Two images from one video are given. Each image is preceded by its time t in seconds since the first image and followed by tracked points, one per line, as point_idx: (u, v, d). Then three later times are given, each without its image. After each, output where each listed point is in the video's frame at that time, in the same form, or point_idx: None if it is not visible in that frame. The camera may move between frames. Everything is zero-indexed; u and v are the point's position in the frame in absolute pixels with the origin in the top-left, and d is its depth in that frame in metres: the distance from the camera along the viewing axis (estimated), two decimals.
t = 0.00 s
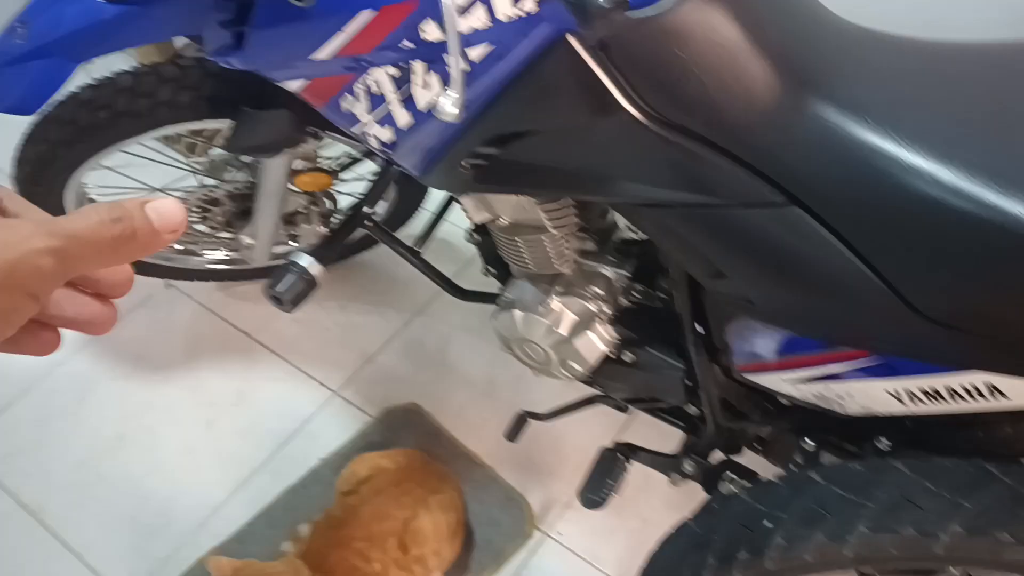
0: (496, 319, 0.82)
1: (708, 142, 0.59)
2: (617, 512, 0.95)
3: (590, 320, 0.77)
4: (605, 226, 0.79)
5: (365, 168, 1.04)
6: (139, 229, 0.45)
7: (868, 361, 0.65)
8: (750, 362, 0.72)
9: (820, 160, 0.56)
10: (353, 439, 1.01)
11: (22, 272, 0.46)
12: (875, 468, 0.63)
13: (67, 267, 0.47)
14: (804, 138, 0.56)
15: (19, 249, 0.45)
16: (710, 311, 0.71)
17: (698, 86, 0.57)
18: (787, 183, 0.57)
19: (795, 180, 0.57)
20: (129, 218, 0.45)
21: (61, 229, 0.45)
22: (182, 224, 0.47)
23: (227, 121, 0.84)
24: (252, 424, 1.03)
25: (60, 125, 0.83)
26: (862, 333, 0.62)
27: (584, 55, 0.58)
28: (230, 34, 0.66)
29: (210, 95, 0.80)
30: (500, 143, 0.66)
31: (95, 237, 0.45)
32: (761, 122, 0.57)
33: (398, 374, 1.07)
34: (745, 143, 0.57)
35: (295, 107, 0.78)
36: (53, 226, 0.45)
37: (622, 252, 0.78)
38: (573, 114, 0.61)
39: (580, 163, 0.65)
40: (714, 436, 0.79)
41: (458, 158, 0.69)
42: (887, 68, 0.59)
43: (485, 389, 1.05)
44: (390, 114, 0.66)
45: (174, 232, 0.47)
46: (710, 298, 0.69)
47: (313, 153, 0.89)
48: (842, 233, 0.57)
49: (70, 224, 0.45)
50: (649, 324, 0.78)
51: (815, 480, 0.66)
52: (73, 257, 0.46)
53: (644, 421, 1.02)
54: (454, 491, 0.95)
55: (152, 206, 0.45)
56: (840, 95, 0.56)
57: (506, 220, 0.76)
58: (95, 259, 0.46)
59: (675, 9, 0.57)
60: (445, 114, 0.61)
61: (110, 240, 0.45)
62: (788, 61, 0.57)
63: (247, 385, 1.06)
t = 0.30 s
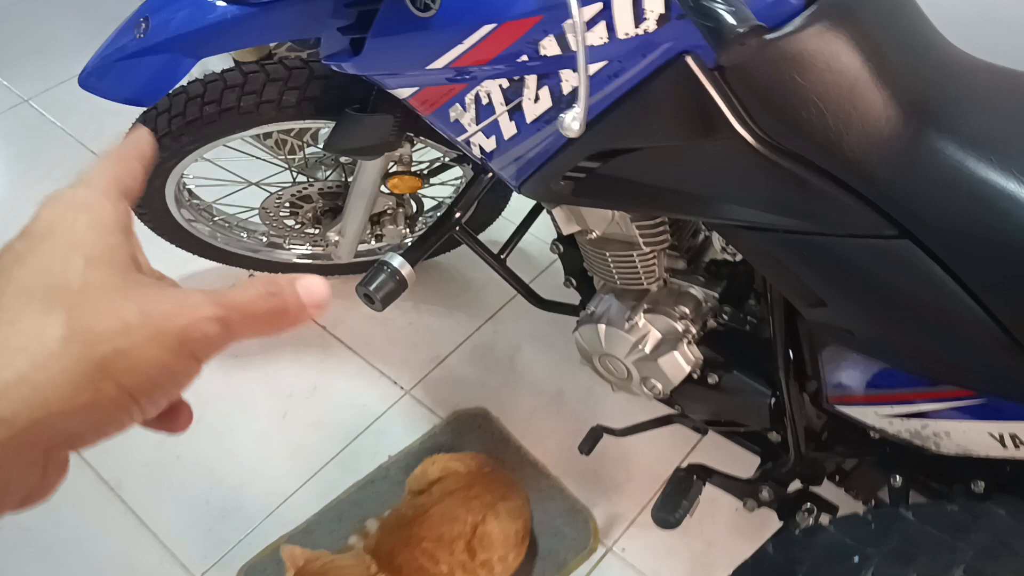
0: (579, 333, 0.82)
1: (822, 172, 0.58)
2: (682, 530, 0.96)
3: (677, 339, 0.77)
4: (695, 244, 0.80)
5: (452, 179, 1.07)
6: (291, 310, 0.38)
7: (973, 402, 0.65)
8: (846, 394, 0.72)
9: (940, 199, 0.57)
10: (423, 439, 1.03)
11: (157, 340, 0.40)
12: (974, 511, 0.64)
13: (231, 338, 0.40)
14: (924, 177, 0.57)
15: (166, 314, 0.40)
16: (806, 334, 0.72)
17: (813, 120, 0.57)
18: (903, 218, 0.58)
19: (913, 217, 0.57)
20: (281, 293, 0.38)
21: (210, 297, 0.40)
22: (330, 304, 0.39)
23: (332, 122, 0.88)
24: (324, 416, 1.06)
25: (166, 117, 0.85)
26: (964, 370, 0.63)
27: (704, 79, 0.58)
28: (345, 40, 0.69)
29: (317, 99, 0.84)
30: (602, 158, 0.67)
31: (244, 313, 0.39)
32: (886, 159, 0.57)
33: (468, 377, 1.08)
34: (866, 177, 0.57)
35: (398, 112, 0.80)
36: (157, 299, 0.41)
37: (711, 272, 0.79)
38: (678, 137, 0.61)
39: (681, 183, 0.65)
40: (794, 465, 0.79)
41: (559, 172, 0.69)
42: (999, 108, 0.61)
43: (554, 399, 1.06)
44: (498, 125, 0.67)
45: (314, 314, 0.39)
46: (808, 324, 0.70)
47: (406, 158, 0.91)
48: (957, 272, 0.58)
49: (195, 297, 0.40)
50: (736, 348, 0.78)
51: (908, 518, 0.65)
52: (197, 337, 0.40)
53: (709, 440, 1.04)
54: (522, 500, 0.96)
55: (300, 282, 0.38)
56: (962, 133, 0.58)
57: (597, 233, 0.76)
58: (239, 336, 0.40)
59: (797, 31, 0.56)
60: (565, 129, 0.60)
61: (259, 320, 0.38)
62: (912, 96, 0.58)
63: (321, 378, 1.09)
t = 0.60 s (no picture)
0: (647, 356, 0.82)
1: (926, 213, 0.58)
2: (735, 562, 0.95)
3: (750, 370, 0.76)
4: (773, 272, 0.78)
5: (521, 191, 1.07)
6: (458, 421, 0.39)
7: None
8: (933, 442, 0.69)
9: None
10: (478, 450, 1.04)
11: (328, 450, 0.39)
12: None
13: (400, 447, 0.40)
14: None
15: (337, 420, 0.39)
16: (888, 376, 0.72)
17: (919, 161, 0.56)
18: (1005, 262, 0.58)
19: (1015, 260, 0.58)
20: (452, 404, 0.39)
21: (381, 400, 0.40)
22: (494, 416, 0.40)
23: (411, 130, 0.88)
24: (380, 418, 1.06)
25: (254, 116, 0.87)
26: None
27: (807, 107, 0.56)
28: (439, 50, 0.68)
29: (399, 104, 0.84)
30: (693, 180, 0.65)
31: (417, 421, 0.39)
32: (989, 199, 0.57)
33: (524, 390, 1.08)
34: (968, 219, 0.57)
35: (480, 122, 0.80)
36: (333, 402, 0.39)
37: (788, 302, 0.77)
38: (774, 163, 0.60)
39: (773, 212, 0.64)
40: (864, 504, 0.77)
41: (644, 192, 0.68)
42: None
43: (609, 419, 1.06)
44: (587, 140, 0.67)
45: (483, 422, 0.40)
46: (891, 366, 0.70)
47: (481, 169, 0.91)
48: None
49: (370, 404, 0.39)
50: (811, 382, 0.78)
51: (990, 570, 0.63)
52: (366, 441, 0.39)
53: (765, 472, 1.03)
54: (575, 518, 0.95)
55: (469, 394, 0.39)
56: None
57: (675, 256, 0.75)
58: (400, 443, 0.40)
59: (910, 65, 0.54)
60: (670, 152, 0.53)
61: (432, 429, 0.39)
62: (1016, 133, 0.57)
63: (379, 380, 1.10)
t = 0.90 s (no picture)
0: (687, 374, 0.83)
1: (984, 241, 0.57)
2: None
3: (792, 392, 0.77)
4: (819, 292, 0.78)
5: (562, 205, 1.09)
6: (510, 465, 0.39)
7: None
8: (978, 473, 0.68)
9: None
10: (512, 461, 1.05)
11: (393, 493, 0.37)
12: None
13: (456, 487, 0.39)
14: None
15: (401, 465, 0.36)
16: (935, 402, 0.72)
17: (980, 186, 0.54)
18: None
19: None
20: (505, 448, 0.39)
21: (438, 442, 0.38)
22: (542, 458, 0.40)
23: (459, 141, 0.89)
24: (415, 424, 1.09)
25: (306, 123, 0.89)
26: None
27: (865, 131, 0.57)
28: (494, 64, 0.68)
29: (449, 116, 0.85)
30: (744, 202, 0.66)
31: (474, 464, 0.38)
32: None
33: (558, 403, 1.10)
34: None
35: (529, 135, 0.80)
36: (396, 448, 0.37)
37: (832, 325, 0.79)
38: (827, 187, 0.60)
39: (825, 235, 0.63)
40: (904, 531, 0.76)
41: (694, 211, 0.69)
42: None
43: (643, 433, 1.07)
44: (638, 156, 0.67)
45: (531, 464, 0.40)
46: (941, 391, 0.70)
47: (526, 182, 0.92)
48: None
49: (427, 446, 0.37)
50: (854, 406, 0.78)
51: None
52: (425, 486, 0.37)
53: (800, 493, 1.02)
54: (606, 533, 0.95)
55: (522, 435, 0.39)
56: None
57: (719, 276, 0.75)
58: (456, 486, 0.39)
59: (970, 94, 0.54)
60: (733, 173, 0.54)
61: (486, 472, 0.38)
62: None
63: (415, 386, 1.12)
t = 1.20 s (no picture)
0: (702, 385, 0.83)
1: (1004, 253, 0.57)
2: None
3: (807, 404, 0.76)
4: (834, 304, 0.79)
5: (575, 215, 1.09)
6: (540, 483, 0.39)
7: None
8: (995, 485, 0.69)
9: None
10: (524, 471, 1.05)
11: (439, 511, 0.36)
12: None
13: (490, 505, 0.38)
14: None
15: (446, 483, 0.36)
16: (954, 416, 0.71)
17: (1000, 198, 0.55)
18: None
19: None
20: (536, 467, 0.38)
21: (478, 460, 0.38)
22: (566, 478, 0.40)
23: (474, 151, 0.89)
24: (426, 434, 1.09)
25: (322, 133, 0.89)
26: None
27: (884, 144, 0.56)
28: (511, 75, 0.68)
29: (464, 126, 0.85)
30: (760, 214, 0.66)
31: (511, 484, 0.38)
32: None
33: (570, 414, 1.10)
34: None
35: (544, 146, 0.81)
36: (439, 464, 0.36)
37: (847, 336, 0.79)
38: (845, 200, 0.60)
39: (844, 246, 0.63)
40: (921, 544, 0.75)
41: (710, 222, 0.69)
42: None
43: (655, 445, 1.07)
44: (655, 167, 0.68)
45: (560, 483, 0.40)
46: (959, 403, 0.70)
47: (540, 192, 0.92)
48: None
49: (467, 464, 0.37)
50: (870, 418, 0.78)
51: None
52: (465, 506, 0.37)
53: (814, 505, 1.02)
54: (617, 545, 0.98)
55: (552, 453, 0.39)
56: None
57: (734, 287, 0.75)
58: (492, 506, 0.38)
59: (989, 106, 0.54)
60: (754, 184, 0.54)
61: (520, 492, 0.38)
62: None
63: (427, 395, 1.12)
